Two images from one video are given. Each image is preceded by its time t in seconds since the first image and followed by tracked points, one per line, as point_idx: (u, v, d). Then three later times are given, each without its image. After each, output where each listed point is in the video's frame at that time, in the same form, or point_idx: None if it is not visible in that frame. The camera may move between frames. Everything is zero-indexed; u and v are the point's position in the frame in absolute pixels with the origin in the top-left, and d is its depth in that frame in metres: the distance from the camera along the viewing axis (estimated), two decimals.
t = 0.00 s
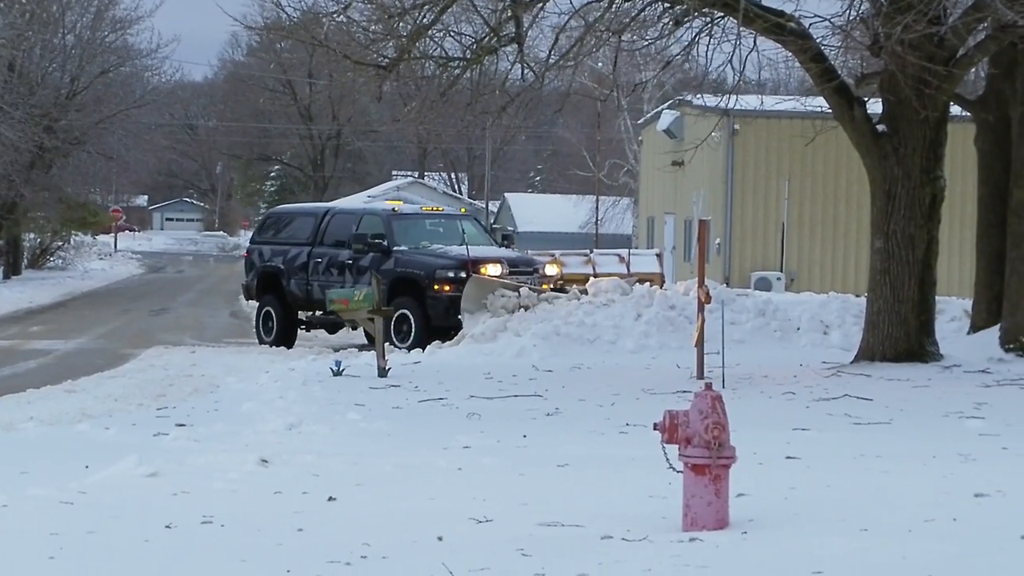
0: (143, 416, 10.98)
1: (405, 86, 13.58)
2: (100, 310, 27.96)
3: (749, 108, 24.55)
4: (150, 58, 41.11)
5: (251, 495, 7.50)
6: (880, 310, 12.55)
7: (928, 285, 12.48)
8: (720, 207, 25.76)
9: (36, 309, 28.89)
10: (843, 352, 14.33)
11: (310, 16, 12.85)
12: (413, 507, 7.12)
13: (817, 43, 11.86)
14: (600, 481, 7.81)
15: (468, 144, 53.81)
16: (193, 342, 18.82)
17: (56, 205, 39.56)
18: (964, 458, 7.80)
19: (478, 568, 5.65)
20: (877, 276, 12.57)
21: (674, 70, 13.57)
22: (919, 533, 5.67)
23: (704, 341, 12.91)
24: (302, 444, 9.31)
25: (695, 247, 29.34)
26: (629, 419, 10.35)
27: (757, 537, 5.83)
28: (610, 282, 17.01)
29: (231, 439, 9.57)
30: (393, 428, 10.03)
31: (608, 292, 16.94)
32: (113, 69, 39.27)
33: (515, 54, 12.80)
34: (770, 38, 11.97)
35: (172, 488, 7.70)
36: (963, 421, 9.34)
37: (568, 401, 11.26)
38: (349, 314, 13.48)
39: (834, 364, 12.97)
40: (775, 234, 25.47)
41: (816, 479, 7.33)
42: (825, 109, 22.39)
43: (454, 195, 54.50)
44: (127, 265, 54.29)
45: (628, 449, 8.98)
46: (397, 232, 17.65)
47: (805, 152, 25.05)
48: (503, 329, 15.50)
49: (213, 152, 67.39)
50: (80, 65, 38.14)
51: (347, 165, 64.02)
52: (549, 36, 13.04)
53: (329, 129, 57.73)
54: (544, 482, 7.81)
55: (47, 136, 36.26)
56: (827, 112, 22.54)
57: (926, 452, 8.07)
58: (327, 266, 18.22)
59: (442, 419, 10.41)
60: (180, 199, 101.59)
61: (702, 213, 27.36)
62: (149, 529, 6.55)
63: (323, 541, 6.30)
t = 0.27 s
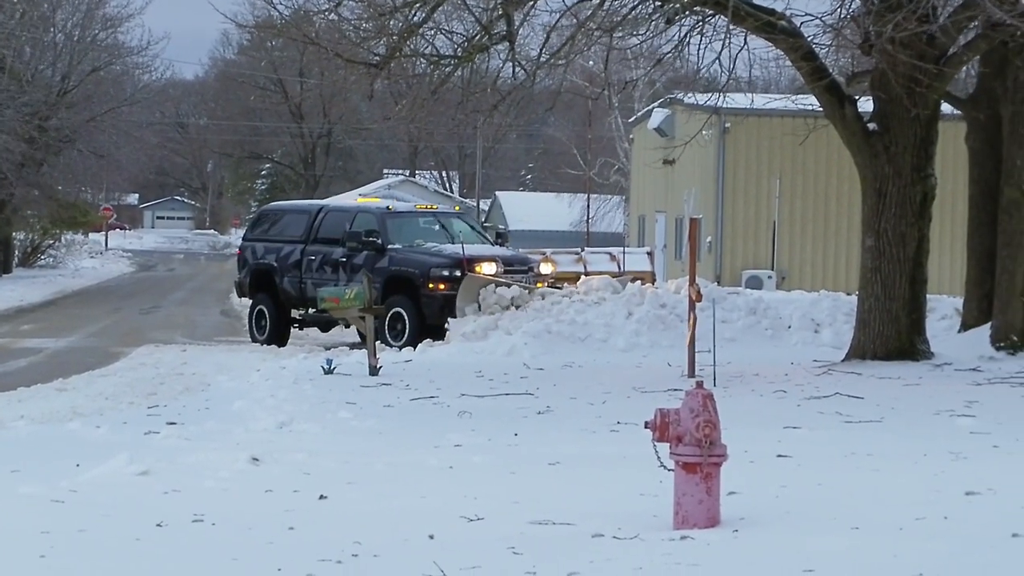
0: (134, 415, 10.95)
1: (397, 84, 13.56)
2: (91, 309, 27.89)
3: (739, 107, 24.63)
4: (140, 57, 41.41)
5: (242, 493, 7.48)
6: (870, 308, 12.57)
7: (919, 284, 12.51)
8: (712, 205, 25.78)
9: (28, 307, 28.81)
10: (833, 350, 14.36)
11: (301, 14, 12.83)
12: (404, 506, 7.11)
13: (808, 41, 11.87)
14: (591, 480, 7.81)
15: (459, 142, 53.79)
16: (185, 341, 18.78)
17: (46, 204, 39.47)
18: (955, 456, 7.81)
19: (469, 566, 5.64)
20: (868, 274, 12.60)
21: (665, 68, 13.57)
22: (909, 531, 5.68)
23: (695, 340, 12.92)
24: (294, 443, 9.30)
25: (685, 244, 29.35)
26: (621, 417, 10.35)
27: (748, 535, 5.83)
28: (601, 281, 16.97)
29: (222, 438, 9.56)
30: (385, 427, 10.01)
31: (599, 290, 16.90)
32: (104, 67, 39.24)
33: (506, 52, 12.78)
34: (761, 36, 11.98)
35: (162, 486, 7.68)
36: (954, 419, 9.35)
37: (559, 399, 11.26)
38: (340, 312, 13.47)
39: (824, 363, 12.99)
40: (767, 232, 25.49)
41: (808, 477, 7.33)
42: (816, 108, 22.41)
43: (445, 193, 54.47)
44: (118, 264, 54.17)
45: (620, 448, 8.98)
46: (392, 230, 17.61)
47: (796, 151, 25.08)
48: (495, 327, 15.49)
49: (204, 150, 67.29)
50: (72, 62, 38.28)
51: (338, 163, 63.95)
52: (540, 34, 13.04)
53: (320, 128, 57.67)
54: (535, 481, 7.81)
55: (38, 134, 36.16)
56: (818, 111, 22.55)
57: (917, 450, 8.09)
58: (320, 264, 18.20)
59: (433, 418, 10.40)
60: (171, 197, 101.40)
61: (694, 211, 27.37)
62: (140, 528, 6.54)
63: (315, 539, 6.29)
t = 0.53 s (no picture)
0: (128, 414, 10.93)
1: (391, 83, 13.55)
2: (86, 308, 27.85)
3: (733, 106, 24.64)
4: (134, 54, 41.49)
5: (236, 492, 7.47)
6: (864, 307, 12.59)
7: (913, 282, 12.52)
8: (706, 204, 25.79)
9: (22, 306, 28.79)
10: (827, 349, 14.37)
11: (296, 13, 12.81)
12: (398, 504, 7.10)
13: (802, 40, 11.88)
14: (585, 478, 7.81)
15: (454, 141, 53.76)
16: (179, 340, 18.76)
17: (41, 203, 39.42)
18: (948, 454, 7.82)
19: (464, 565, 5.64)
20: (862, 273, 12.59)
21: (660, 67, 13.57)
22: (904, 530, 5.68)
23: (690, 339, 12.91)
24: (288, 442, 9.28)
25: (679, 242, 29.35)
26: (615, 416, 10.35)
27: (743, 534, 5.83)
28: (595, 279, 16.86)
29: (216, 437, 9.55)
30: (379, 425, 10.01)
31: (594, 288, 16.83)
32: (98, 66, 39.25)
33: (501, 51, 12.77)
34: (755, 35, 11.98)
35: (156, 485, 7.66)
36: (948, 418, 9.36)
37: (553, 398, 11.25)
38: (335, 310, 13.44)
39: (819, 362, 12.99)
40: (761, 231, 25.51)
41: (802, 476, 7.33)
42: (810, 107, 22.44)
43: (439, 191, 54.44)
44: (112, 263, 54.11)
45: (614, 446, 8.98)
46: (384, 229, 17.61)
47: (790, 149, 25.10)
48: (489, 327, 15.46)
49: (198, 148, 67.24)
50: (66, 61, 38.19)
51: (332, 162, 63.90)
52: (534, 33, 13.04)
53: (314, 126, 57.64)
54: (529, 479, 7.81)
55: (31, 133, 36.08)
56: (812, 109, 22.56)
57: (911, 449, 8.09)
58: (313, 263, 18.19)
59: (427, 417, 10.39)
60: (164, 196, 101.20)
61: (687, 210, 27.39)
62: (134, 527, 6.52)
63: (309, 538, 6.28)
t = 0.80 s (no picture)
0: (125, 413, 10.93)
1: (388, 82, 13.54)
2: (83, 306, 27.82)
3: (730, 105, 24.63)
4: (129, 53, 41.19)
5: (232, 491, 7.47)
6: (861, 306, 12.59)
7: (909, 281, 12.53)
8: (702, 203, 25.79)
9: (19, 305, 28.77)
10: (824, 348, 14.38)
11: (293, 12, 12.80)
12: (395, 503, 7.10)
13: (799, 39, 11.89)
14: (581, 477, 7.81)
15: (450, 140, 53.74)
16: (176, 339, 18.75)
17: (37, 202, 39.38)
18: (945, 453, 7.83)
19: (460, 564, 5.63)
20: (859, 272, 12.60)
21: (656, 66, 13.57)
22: (901, 529, 5.69)
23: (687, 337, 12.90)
24: (285, 441, 9.28)
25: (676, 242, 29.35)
26: (612, 415, 10.35)
27: (740, 533, 5.83)
28: (592, 278, 16.81)
29: (214, 436, 9.55)
30: (376, 424, 10.00)
31: (591, 287, 16.77)
32: (95, 65, 39.10)
33: (497, 50, 12.76)
34: (752, 35, 11.99)
35: (153, 484, 7.66)
36: (944, 417, 9.36)
37: (550, 397, 11.25)
38: (331, 310, 13.43)
39: (816, 361, 12.99)
40: (757, 230, 25.50)
41: (799, 475, 7.34)
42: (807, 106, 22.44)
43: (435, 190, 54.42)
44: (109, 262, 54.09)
45: (610, 446, 8.99)
46: (378, 228, 17.61)
47: (786, 149, 25.09)
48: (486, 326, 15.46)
49: (195, 147, 67.22)
50: (62, 60, 37.93)
51: (329, 161, 63.86)
52: (531, 32, 13.04)
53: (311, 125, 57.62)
54: (526, 479, 7.80)
55: (28, 132, 36.05)
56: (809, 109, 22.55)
57: (908, 448, 8.09)
58: (308, 262, 18.18)
59: (424, 416, 10.39)
60: (160, 195, 101.04)
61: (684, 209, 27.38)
62: (132, 526, 6.52)
63: (306, 537, 6.28)
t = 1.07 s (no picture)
0: (124, 413, 10.92)
1: (387, 82, 13.54)
2: (82, 306, 27.81)
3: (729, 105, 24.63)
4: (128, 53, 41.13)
5: (231, 490, 7.47)
6: (860, 306, 12.59)
7: (908, 281, 12.54)
8: (701, 202, 25.79)
9: (17, 304, 28.75)
10: (822, 348, 14.37)
11: (292, 12, 12.81)
12: (394, 503, 7.09)
13: (797, 39, 11.90)
14: (581, 476, 7.82)
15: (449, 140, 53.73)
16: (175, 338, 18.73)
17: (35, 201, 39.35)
18: (944, 453, 7.83)
19: (459, 564, 5.63)
20: (858, 272, 12.61)
21: (655, 66, 13.56)
22: (900, 528, 5.69)
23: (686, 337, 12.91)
24: (284, 440, 9.28)
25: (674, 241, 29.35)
26: (611, 414, 10.36)
27: (738, 532, 5.84)
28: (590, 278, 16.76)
29: (213, 435, 9.55)
30: (375, 424, 10.00)
31: (590, 287, 16.71)
32: (94, 64, 39.02)
33: (496, 49, 12.76)
34: (751, 34, 11.99)
35: (152, 484, 7.66)
36: (943, 416, 9.36)
37: (549, 397, 11.25)
38: (330, 310, 13.44)
39: (815, 360, 12.99)
40: (756, 229, 25.50)
41: (798, 474, 7.34)
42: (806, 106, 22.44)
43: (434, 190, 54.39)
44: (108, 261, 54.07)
45: (609, 445, 8.99)
46: (374, 228, 17.61)
47: (785, 148, 25.09)
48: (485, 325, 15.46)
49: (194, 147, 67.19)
50: (62, 59, 37.92)
51: (327, 161, 63.83)
52: (530, 31, 13.04)
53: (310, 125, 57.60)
54: (525, 478, 7.80)
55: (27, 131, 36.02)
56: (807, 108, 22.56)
57: (906, 448, 8.10)
58: (305, 262, 18.18)
59: (422, 415, 10.39)
60: (159, 195, 101.02)
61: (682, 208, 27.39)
62: (130, 525, 6.52)
63: (303, 537, 6.28)
